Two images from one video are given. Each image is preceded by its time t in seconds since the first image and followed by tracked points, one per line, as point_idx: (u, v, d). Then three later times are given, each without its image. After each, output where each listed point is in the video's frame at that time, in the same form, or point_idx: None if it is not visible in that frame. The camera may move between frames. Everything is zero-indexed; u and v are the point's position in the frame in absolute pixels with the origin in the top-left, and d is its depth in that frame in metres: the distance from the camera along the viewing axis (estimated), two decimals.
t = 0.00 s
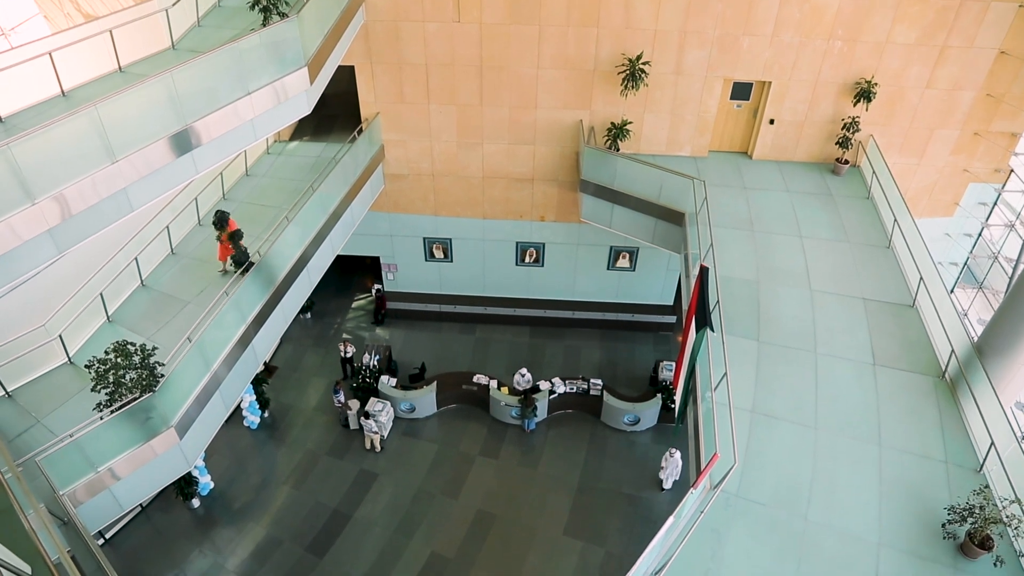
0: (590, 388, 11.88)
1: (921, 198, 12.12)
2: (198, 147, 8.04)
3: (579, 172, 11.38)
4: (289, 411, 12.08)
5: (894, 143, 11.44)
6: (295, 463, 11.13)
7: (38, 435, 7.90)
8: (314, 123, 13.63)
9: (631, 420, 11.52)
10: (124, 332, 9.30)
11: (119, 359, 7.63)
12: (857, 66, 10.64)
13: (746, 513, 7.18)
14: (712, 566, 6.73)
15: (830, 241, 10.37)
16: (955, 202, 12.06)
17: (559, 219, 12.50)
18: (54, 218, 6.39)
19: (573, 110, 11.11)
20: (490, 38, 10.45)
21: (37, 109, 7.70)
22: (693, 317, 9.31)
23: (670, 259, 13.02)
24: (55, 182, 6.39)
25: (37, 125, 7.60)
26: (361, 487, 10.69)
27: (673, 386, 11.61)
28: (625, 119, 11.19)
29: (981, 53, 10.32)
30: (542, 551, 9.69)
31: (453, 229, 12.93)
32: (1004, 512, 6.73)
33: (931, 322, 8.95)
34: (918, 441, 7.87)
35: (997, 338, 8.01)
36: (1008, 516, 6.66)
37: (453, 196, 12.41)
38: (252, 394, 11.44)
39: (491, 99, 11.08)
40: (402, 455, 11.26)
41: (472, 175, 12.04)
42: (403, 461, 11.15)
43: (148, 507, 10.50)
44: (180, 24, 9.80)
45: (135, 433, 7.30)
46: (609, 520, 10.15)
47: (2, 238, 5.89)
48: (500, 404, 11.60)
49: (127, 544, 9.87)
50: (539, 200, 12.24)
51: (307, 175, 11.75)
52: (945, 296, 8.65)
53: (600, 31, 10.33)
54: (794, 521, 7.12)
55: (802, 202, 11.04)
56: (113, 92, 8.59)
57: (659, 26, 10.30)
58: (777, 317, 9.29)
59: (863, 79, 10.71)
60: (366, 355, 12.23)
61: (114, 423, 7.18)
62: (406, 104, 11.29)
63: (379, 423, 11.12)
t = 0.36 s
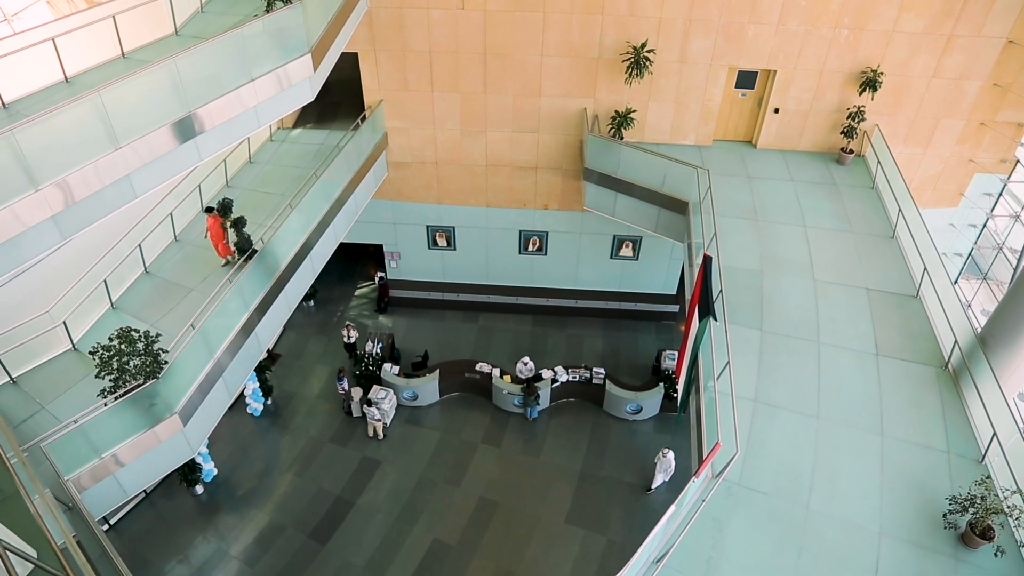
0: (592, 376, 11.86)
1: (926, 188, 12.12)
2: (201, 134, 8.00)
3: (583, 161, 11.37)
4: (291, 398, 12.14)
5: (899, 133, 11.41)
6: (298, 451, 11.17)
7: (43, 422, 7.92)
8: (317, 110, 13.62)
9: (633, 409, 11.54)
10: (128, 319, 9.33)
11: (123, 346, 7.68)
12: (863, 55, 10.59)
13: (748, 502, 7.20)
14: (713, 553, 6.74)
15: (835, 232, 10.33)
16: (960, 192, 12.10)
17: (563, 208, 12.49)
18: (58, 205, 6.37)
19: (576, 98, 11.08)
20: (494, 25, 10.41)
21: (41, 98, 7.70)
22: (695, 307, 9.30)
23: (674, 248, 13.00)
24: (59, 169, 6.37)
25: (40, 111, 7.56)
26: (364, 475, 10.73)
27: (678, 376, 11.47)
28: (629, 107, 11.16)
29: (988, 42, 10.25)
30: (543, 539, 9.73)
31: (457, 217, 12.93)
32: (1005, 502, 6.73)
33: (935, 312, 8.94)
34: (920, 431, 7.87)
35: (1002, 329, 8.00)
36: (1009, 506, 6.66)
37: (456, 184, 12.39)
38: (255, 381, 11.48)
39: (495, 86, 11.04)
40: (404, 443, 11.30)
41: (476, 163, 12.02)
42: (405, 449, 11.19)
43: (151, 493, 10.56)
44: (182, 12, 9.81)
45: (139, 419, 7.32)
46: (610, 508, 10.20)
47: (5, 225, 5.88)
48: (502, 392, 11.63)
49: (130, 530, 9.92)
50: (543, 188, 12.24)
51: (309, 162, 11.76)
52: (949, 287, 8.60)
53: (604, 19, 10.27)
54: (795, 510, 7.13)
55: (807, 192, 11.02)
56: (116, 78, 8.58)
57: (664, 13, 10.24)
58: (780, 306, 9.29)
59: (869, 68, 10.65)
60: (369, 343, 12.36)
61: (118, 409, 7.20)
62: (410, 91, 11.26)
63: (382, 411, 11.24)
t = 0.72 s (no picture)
0: (596, 368, 11.93)
1: (932, 180, 12.11)
2: (206, 123, 7.98)
3: (587, 152, 11.36)
4: (295, 388, 12.19)
5: (906, 126, 11.38)
6: (302, 441, 11.20)
7: (47, 410, 7.95)
8: (321, 100, 13.61)
9: (636, 400, 11.57)
10: (133, 307, 9.36)
11: (129, 335, 7.65)
12: (870, 46, 10.53)
13: (750, 492, 7.21)
14: (715, 545, 6.74)
15: (841, 225, 10.29)
16: (966, 185, 12.10)
17: (567, 198, 12.48)
18: (63, 193, 6.37)
19: (581, 89, 11.05)
20: (499, 15, 10.37)
21: (46, 86, 7.69)
22: (700, 299, 9.27)
23: (678, 240, 12.99)
24: (64, 158, 6.37)
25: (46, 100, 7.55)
26: (367, 465, 10.76)
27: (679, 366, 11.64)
28: (634, 98, 11.13)
29: (997, 34, 10.18)
30: (545, 530, 9.75)
31: (461, 208, 12.92)
32: (1008, 495, 6.73)
33: (939, 305, 8.92)
34: (923, 425, 7.85)
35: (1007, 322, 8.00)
36: (1012, 499, 6.65)
37: (461, 175, 12.38)
38: (259, 371, 11.52)
39: (500, 77, 11.02)
40: (407, 433, 11.33)
41: (480, 153, 12.01)
42: (408, 440, 11.22)
43: (156, 481, 10.61)
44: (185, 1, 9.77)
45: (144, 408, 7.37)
46: (613, 500, 10.22)
47: (10, 215, 5.87)
48: (506, 383, 11.65)
49: (135, 518, 9.98)
50: (548, 179, 12.23)
51: (314, 152, 11.75)
52: (955, 281, 8.56)
53: (610, 9, 10.23)
54: (798, 501, 7.14)
55: (812, 184, 11.00)
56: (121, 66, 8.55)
57: (670, 3, 10.19)
58: (784, 297, 9.28)
59: (876, 60, 10.60)
60: (373, 334, 12.39)
61: (122, 399, 7.27)
62: (415, 81, 11.24)
63: (385, 400, 11.25)
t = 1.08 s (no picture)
0: (601, 361, 11.88)
1: (939, 175, 12.05)
2: (212, 114, 7.98)
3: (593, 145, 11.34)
4: (300, 379, 12.24)
5: (913, 121, 11.34)
6: (306, 432, 11.25)
7: (54, 400, 7.97)
8: (327, 92, 13.61)
9: (641, 394, 11.58)
10: (139, 299, 9.40)
11: (135, 325, 7.60)
12: (879, 41, 10.48)
13: (755, 486, 7.21)
14: (719, 538, 6.75)
15: (848, 220, 10.26)
16: (974, 180, 12.05)
17: (573, 191, 12.46)
18: (69, 183, 6.38)
19: (587, 82, 11.03)
20: (505, 7, 10.34)
21: (53, 76, 7.69)
22: (705, 292, 9.27)
23: (683, 234, 12.97)
24: (70, 149, 6.39)
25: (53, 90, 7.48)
26: (371, 457, 10.80)
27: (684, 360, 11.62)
28: (641, 91, 11.10)
29: (1006, 28, 10.12)
30: (548, 524, 9.77)
31: (466, 201, 12.92)
32: (1012, 492, 6.72)
33: (945, 301, 8.90)
34: (928, 420, 7.84)
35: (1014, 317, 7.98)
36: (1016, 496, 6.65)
37: (467, 167, 12.38)
38: (264, 362, 11.56)
39: (506, 69, 11.00)
40: (412, 425, 11.36)
41: (486, 146, 12.01)
42: (412, 432, 11.26)
43: (162, 471, 10.67)
44: None
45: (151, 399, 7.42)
46: (616, 493, 10.24)
47: (16, 205, 5.89)
48: (511, 375, 11.67)
49: (140, 508, 10.04)
50: (553, 172, 12.22)
51: (319, 145, 11.76)
52: (961, 276, 8.54)
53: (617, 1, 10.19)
54: (802, 496, 7.14)
55: (818, 178, 10.97)
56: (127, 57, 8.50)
57: None
58: (790, 291, 9.27)
59: (884, 54, 10.55)
60: (378, 325, 12.26)
61: (130, 389, 7.30)
62: (421, 73, 11.22)
63: (390, 392, 11.26)
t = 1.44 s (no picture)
0: (606, 356, 11.92)
1: (948, 172, 11.99)
2: (219, 108, 8.00)
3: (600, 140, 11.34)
4: (306, 373, 12.27)
5: (922, 117, 11.29)
6: (311, 425, 11.29)
7: (62, 392, 8.02)
8: (334, 86, 13.61)
9: (646, 389, 11.57)
10: (146, 291, 9.41)
11: (141, 318, 7.55)
12: (888, 36, 10.42)
13: (760, 483, 7.21)
14: (724, 534, 6.76)
15: (855, 216, 10.22)
16: (982, 177, 11.98)
17: (579, 186, 12.45)
18: (77, 175, 6.41)
19: (594, 77, 11.01)
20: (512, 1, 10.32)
21: (62, 68, 7.71)
22: (711, 288, 9.26)
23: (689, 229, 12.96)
24: (78, 141, 6.41)
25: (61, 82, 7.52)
26: (376, 450, 10.83)
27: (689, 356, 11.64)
28: (648, 86, 11.07)
29: (1016, 23, 10.06)
30: (552, 519, 9.79)
31: (472, 195, 12.92)
32: (1018, 490, 6.69)
33: (952, 298, 8.86)
34: (934, 417, 7.83)
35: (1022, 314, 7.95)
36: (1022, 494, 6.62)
37: (473, 162, 12.38)
38: (270, 355, 11.60)
39: (513, 64, 10.98)
40: (416, 419, 11.38)
41: (492, 140, 12.00)
42: (417, 426, 11.28)
43: (168, 464, 10.73)
44: None
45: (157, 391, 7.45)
46: (620, 489, 10.24)
47: (24, 197, 5.91)
48: (516, 370, 11.69)
49: (147, 500, 10.09)
50: (560, 167, 12.21)
51: (325, 139, 11.77)
52: (968, 273, 8.52)
53: None
54: (806, 492, 7.14)
55: (825, 174, 10.94)
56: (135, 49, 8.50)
57: None
58: (796, 287, 9.26)
59: (892, 50, 10.51)
60: (384, 320, 12.49)
61: (136, 380, 7.33)
62: (427, 67, 11.21)
63: (395, 386, 11.31)
